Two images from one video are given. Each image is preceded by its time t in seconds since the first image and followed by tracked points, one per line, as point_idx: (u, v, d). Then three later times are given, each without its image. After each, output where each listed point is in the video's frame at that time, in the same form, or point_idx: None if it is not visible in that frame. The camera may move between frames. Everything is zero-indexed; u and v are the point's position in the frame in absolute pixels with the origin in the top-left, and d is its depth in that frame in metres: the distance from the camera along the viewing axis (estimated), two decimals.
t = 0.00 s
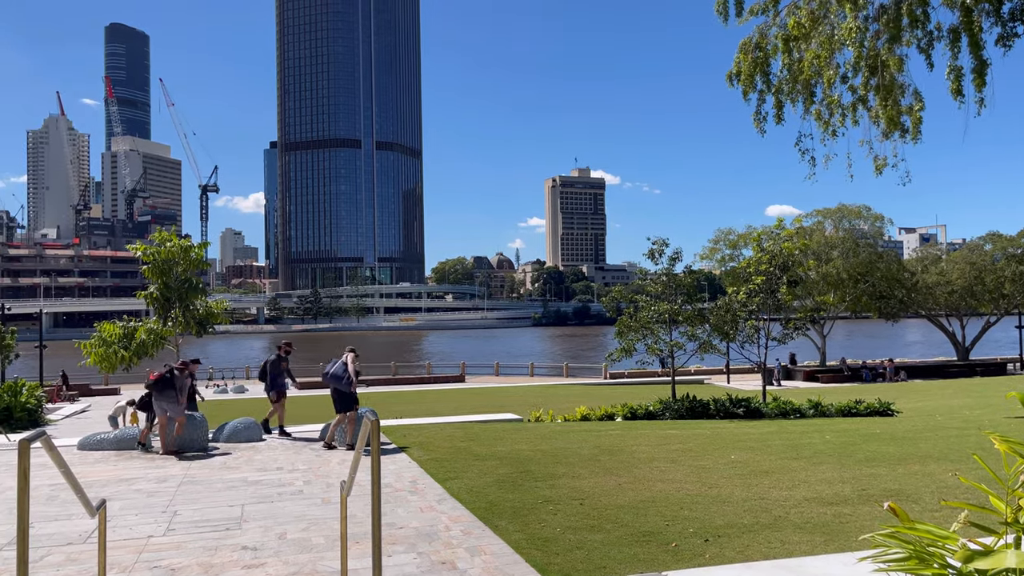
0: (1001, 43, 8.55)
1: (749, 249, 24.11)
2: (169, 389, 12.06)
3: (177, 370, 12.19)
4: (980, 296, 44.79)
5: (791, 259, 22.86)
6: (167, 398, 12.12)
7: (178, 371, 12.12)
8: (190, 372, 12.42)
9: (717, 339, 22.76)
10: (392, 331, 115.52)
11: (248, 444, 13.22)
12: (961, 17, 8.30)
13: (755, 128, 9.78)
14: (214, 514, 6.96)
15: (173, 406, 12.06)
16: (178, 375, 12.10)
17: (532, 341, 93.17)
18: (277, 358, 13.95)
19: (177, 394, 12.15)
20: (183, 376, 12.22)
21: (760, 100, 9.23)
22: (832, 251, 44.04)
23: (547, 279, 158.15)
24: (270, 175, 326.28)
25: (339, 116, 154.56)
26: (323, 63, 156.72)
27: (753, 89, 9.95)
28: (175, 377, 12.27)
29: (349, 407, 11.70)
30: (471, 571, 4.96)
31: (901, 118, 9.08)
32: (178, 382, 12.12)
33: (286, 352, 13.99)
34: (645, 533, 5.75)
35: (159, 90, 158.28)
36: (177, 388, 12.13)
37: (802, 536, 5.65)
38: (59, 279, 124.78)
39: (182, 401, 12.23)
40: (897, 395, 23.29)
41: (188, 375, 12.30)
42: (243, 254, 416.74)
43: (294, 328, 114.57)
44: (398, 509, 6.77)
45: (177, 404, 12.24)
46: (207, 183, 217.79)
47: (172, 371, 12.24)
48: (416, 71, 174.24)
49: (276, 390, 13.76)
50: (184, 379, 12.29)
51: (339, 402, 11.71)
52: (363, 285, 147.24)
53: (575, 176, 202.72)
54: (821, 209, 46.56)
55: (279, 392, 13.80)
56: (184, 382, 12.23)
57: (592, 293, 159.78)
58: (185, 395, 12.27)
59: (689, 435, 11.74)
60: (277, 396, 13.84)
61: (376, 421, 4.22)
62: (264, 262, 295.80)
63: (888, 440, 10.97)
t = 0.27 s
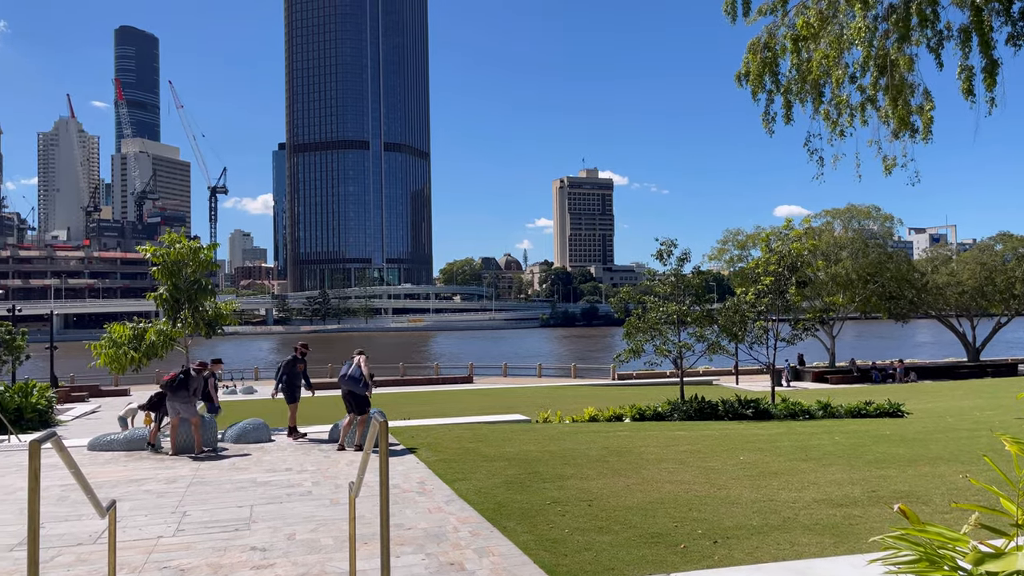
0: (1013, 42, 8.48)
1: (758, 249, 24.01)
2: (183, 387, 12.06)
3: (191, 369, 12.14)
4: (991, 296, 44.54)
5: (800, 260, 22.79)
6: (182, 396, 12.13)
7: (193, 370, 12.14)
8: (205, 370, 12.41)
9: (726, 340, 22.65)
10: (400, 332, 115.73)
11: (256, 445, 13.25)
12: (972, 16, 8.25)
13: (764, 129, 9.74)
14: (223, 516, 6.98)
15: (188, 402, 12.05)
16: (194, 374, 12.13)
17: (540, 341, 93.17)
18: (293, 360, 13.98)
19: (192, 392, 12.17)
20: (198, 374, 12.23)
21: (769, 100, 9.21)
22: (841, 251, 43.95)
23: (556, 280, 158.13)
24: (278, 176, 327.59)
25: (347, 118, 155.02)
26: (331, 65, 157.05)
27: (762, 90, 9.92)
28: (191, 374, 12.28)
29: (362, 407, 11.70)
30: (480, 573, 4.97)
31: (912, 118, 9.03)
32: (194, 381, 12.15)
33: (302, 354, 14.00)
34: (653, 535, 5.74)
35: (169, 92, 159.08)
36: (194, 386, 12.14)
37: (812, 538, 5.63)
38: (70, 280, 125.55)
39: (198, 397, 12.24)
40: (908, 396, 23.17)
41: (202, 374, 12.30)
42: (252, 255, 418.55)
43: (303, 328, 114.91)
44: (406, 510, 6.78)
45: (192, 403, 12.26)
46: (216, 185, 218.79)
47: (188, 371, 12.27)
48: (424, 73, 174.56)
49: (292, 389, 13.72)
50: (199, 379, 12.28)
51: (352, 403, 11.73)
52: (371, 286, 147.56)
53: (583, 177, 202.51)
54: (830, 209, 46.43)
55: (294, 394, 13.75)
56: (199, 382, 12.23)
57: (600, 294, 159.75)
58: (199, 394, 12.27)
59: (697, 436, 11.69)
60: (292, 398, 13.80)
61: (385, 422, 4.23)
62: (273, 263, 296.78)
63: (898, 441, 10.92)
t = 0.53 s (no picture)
0: None
1: (768, 250, 23.92)
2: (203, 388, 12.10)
3: (214, 368, 12.19)
4: (1003, 297, 44.22)
5: (811, 260, 22.63)
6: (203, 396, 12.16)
7: (215, 370, 12.19)
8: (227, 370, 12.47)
9: (736, 341, 22.53)
10: (409, 334, 115.92)
11: (267, 446, 13.29)
12: (984, 15, 8.20)
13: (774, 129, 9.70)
14: (234, 517, 7.00)
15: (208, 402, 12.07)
16: (214, 374, 12.15)
17: (550, 343, 93.08)
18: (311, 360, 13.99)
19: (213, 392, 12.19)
20: (220, 374, 12.26)
21: (779, 101, 9.18)
22: (851, 252, 43.77)
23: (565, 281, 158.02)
24: (288, 178, 328.65)
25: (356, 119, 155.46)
26: (340, 67, 157.38)
27: (773, 90, 9.88)
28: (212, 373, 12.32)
29: (374, 406, 11.71)
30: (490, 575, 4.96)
31: (923, 118, 8.98)
32: (216, 381, 12.18)
33: (319, 355, 14.00)
34: (663, 537, 5.72)
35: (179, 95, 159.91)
36: (214, 386, 12.16)
37: (823, 540, 5.59)
38: (82, 282, 126.36)
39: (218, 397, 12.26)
40: (920, 398, 23.00)
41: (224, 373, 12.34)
42: (263, 256, 420.33)
43: (312, 330, 115.26)
44: (416, 511, 6.78)
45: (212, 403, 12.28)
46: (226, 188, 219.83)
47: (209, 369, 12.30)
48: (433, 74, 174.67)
49: (309, 392, 13.69)
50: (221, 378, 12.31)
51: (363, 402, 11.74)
52: (381, 287, 147.93)
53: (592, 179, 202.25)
54: (841, 209, 46.17)
55: (311, 394, 13.75)
56: (220, 382, 12.26)
57: (609, 295, 159.38)
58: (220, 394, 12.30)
59: (707, 438, 11.65)
60: (309, 398, 13.82)
61: (395, 423, 4.24)
62: (283, 265, 297.77)
63: (909, 443, 10.85)
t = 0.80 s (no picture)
0: None
1: (777, 251, 23.85)
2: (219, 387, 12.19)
3: (231, 367, 12.25)
4: (1014, 298, 43.99)
5: (819, 262, 22.61)
6: (221, 395, 12.25)
7: (233, 368, 12.24)
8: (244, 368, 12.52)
9: (744, 342, 22.47)
10: (417, 335, 116.01)
11: (275, 448, 13.33)
12: (993, 15, 8.15)
13: (781, 130, 9.69)
14: (242, 517, 7.02)
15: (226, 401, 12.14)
16: (231, 375, 12.24)
17: (558, 344, 93.02)
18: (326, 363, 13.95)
19: (230, 391, 12.26)
20: (236, 374, 12.31)
21: (787, 102, 9.17)
22: (861, 253, 43.59)
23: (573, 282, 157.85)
24: (296, 180, 329.71)
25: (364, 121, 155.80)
26: (349, 68, 157.83)
27: (781, 91, 9.87)
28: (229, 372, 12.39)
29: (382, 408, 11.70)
30: None
31: (933, 118, 8.94)
32: (231, 381, 12.24)
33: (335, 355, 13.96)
34: (671, 538, 5.73)
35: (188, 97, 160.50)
36: (231, 385, 12.21)
37: (833, 542, 5.58)
38: (92, 283, 126.85)
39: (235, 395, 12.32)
40: (928, 399, 22.86)
41: (242, 371, 12.38)
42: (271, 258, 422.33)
43: (321, 331, 115.44)
44: (425, 512, 6.78)
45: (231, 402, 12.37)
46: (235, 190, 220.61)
47: (226, 368, 12.37)
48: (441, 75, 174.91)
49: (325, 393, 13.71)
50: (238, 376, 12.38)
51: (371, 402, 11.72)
52: (389, 289, 148.17)
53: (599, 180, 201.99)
54: (849, 211, 46.02)
55: (327, 395, 13.78)
56: (237, 381, 12.30)
57: (617, 296, 159.21)
58: (237, 393, 12.35)
59: (715, 439, 11.63)
60: (324, 399, 13.83)
61: (403, 423, 4.26)
62: (292, 266, 298.62)
63: (919, 444, 10.79)
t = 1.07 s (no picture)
0: None
1: (786, 252, 23.81)
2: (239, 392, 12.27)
3: (247, 369, 12.29)
4: None
5: (828, 263, 22.64)
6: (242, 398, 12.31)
7: (250, 371, 12.28)
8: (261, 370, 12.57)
9: (753, 343, 22.42)
10: (426, 337, 116.14)
11: (285, 449, 13.36)
12: (1004, 15, 8.12)
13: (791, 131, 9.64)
14: (252, 518, 7.04)
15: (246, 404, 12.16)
16: (249, 379, 12.30)
17: (565, 346, 92.87)
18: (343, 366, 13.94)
19: (249, 393, 12.30)
20: (255, 378, 12.38)
21: (796, 102, 9.14)
22: (871, 255, 43.36)
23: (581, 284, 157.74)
24: (304, 182, 330.77)
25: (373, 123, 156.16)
26: (357, 71, 158.38)
27: (790, 92, 9.85)
28: (246, 374, 12.44)
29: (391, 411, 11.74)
30: None
31: (942, 119, 8.91)
32: (250, 385, 12.29)
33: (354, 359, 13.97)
34: (680, 540, 5.71)
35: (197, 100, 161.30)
36: (249, 387, 12.25)
37: (842, 545, 5.55)
38: (102, 286, 127.59)
39: (255, 397, 12.36)
40: (940, 401, 22.70)
41: (259, 374, 12.41)
42: (280, 261, 423.61)
43: (329, 333, 115.76)
44: (432, 514, 6.79)
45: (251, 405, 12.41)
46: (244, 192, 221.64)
47: (244, 370, 12.42)
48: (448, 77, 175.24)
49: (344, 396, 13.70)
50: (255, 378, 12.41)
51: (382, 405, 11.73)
52: (397, 291, 148.44)
53: (607, 181, 201.84)
54: (859, 212, 45.83)
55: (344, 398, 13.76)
56: (256, 384, 12.35)
57: (625, 298, 158.90)
58: (257, 396, 12.39)
59: (724, 441, 11.59)
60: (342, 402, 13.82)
61: (412, 426, 4.28)
62: (300, 269, 299.40)
63: (929, 447, 10.73)
